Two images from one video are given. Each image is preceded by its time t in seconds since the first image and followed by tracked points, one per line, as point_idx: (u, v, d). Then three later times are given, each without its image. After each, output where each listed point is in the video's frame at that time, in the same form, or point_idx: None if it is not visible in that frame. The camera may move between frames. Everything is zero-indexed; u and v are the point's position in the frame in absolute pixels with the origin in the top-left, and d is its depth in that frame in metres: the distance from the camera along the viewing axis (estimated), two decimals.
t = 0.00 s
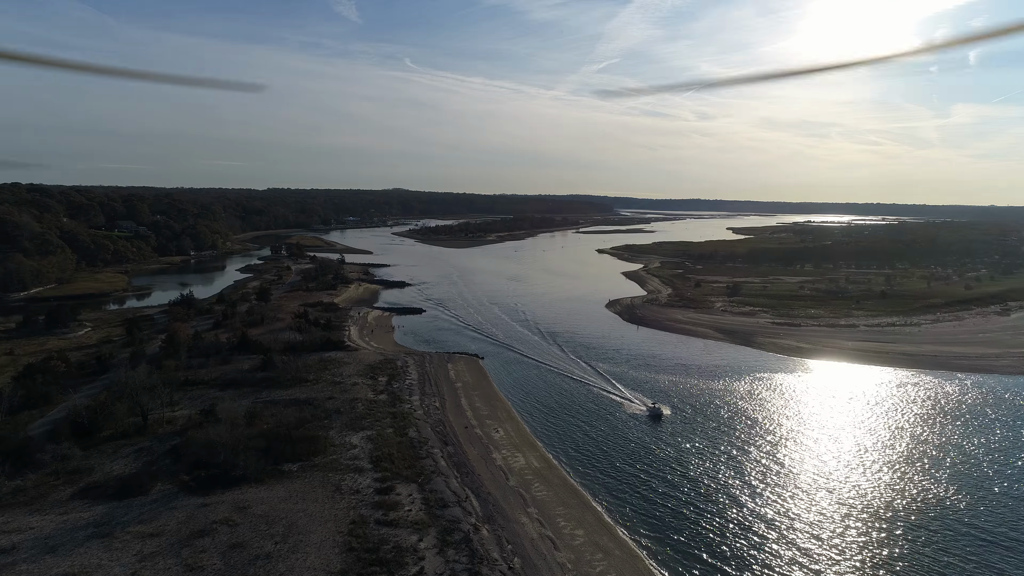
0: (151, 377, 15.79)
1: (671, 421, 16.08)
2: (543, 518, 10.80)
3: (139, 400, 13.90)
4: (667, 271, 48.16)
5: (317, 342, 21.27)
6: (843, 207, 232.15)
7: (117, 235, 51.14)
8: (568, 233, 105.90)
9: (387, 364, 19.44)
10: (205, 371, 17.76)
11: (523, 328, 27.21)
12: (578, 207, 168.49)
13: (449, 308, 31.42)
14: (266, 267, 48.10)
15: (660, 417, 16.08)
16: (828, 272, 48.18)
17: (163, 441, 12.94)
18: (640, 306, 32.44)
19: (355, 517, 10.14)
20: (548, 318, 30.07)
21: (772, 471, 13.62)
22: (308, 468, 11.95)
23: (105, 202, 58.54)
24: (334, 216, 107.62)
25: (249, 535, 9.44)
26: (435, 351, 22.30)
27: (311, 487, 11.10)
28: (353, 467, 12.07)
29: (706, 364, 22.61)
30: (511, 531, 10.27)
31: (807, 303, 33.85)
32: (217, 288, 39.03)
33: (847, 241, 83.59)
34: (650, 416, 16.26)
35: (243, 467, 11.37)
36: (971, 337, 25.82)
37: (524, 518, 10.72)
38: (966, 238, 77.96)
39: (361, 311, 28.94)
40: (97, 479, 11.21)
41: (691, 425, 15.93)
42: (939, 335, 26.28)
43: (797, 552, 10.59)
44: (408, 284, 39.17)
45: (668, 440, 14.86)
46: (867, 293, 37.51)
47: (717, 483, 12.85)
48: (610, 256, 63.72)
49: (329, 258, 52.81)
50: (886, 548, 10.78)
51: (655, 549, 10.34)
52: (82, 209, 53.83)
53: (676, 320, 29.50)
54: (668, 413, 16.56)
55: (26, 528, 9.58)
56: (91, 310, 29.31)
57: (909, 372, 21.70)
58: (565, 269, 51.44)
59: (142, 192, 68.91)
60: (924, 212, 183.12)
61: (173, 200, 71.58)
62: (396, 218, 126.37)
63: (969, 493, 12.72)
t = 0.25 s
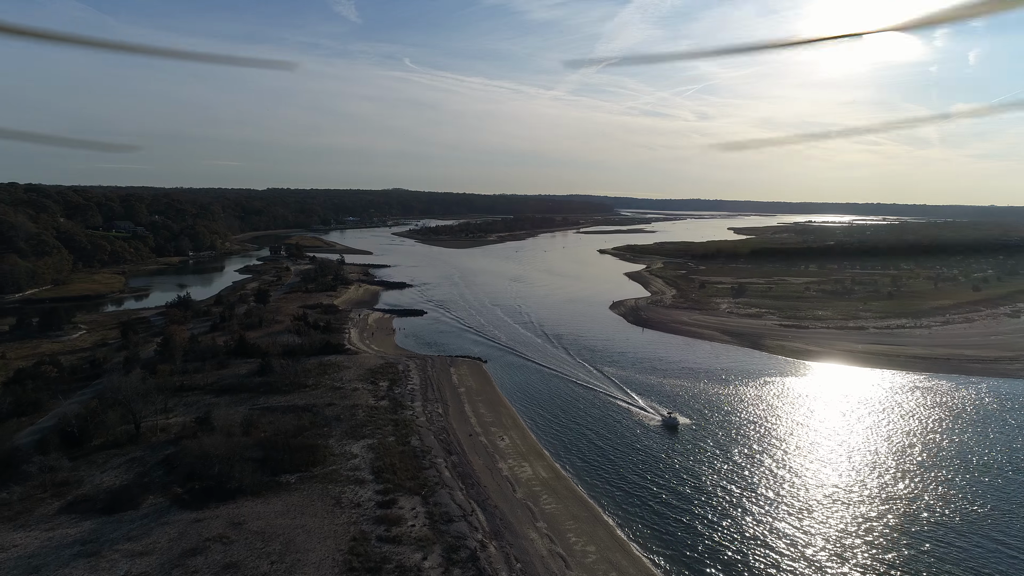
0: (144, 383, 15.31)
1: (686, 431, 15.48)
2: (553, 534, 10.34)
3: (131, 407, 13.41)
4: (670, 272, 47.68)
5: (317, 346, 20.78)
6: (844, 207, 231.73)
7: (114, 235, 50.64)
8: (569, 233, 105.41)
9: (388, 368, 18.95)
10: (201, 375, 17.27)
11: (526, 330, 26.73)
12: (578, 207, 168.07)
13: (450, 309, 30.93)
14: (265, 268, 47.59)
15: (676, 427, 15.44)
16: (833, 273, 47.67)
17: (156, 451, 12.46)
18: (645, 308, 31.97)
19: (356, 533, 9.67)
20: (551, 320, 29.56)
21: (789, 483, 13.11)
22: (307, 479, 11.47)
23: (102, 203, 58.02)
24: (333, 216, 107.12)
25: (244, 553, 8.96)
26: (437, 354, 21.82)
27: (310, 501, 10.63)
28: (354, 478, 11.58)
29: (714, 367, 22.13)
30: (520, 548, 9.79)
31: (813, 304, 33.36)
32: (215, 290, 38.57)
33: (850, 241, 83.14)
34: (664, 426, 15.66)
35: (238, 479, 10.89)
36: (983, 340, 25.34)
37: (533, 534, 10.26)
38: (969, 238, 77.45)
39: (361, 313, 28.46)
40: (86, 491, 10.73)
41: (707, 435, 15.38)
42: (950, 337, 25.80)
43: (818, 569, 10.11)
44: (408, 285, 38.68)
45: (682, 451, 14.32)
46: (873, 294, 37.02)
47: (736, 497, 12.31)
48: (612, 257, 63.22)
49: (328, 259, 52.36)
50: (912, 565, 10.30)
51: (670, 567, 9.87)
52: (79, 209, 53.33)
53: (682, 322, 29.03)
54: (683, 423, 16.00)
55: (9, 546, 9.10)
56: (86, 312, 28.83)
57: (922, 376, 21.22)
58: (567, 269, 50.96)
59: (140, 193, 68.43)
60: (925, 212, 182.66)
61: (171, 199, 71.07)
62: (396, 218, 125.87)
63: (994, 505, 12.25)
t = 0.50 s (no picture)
0: (137, 390, 14.82)
1: (704, 442, 14.82)
2: (563, 551, 9.86)
3: (122, 415, 12.92)
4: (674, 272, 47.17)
5: (316, 349, 20.30)
6: (845, 207, 231.26)
7: (111, 236, 50.14)
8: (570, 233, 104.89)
9: (389, 373, 18.47)
10: (197, 380, 16.79)
11: (530, 333, 26.23)
12: (579, 207, 167.63)
13: (451, 311, 30.45)
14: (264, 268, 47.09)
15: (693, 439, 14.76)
16: (838, 273, 47.15)
17: (148, 461, 11.98)
18: (650, 309, 31.49)
19: (356, 551, 9.17)
20: (555, 322, 29.05)
21: (807, 494, 12.62)
22: (305, 492, 10.98)
23: (100, 203, 57.52)
24: (333, 216, 106.63)
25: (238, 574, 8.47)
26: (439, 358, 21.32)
27: (308, 515, 10.13)
28: (354, 490, 11.09)
29: (723, 371, 21.63)
30: (529, 566, 9.31)
31: (820, 305, 32.83)
32: (213, 291, 38.06)
33: (853, 241, 82.70)
34: (681, 437, 14.97)
35: (233, 493, 10.40)
36: (996, 342, 24.82)
37: (542, 551, 9.78)
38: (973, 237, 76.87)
39: (361, 314, 27.96)
40: (73, 506, 10.24)
41: (723, 445, 14.78)
42: (962, 340, 25.28)
43: None
44: (409, 286, 38.18)
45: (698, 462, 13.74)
46: (881, 295, 36.50)
47: (757, 514, 11.72)
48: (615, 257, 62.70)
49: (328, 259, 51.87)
50: None
51: None
52: (77, 210, 52.85)
53: (687, 324, 28.56)
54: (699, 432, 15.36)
55: None
56: (82, 314, 28.33)
57: (936, 380, 20.70)
58: (570, 270, 50.45)
59: (139, 193, 67.97)
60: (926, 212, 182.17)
61: (170, 199, 70.60)
62: (396, 218, 125.37)
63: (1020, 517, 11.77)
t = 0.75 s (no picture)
0: (130, 396, 14.34)
1: (724, 455, 14.19)
2: (575, 569, 9.39)
3: (114, 424, 12.43)
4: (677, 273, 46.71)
5: (315, 353, 19.84)
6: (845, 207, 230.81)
7: (108, 236, 49.62)
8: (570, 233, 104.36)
9: (389, 377, 17.99)
10: (192, 386, 16.30)
11: (533, 335, 25.75)
12: (579, 207, 167.16)
13: (452, 313, 29.98)
14: (262, 269, 46.55)
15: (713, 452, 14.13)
16: (843, 274, 46.65)
17: (139, 472, 11.49)
18: (654, 311, 31.05)
19: (357, 571, 8.69)
20: (558, 324, 28.56)
21: (825, 506, 12.19)
22: (303, 505, 10.49)
23: (97, 203, 56.98)
24: (333, 216, 106.10)
25: None
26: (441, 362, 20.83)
27: (305, 532, 9.65)
28: (355, 504, 10.60)
29: (731, 375, 21.15)
30: None
31: (827, 307, 32.36)
32: (211, 292, 37.52)
33: (855, 241, 82.30)
34: (700, 450, 14.31)
35: (227, 507, 9.92)
36: (1009, 344, 24.33)
37: (553, 569, 9.32)
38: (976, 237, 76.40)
39: (361, 317, 27.46)
40: (60, 521, 9.76)
41: (743, 457, 14.19)
42: (974, 342, 24.79)
43: None
44: (410, 287, 37.68)
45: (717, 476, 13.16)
46: (887, 297, 36.01)
47: (783, 532, 11.16)
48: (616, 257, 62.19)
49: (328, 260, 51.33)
50: None
51: None
52: (73, 210, 52.31)
53: (693, 326, 28.11)
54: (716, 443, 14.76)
55: None
56: (76, 316, 27.81)
57: (949, 384, 20.21)
58: (571, 271, 49.97)
59: (137, 193, 67.48)
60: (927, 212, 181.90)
61: (168, 199, 70.07)
62: (396, 218, 124.84)
63: None
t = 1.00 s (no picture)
0: (122, 403, 13.85)
1: (746, 469, 13.60)
2: None
3: (104, 432, 11.94)
4: (680, 273, 46.27)
5: (314, 356, 19.36)
6: (846, 207, 230.49)
7: (106, 236, 49.11)
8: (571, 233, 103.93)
9: (390, 382, 17.52)
10: (188, 392, 15.82)
11: (537, 337, 25.28)
12: (580, 207, 166.70)
13: (454, 314, 29.51)
14: (261, 270, 46.04)
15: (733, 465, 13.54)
16: (848, 275, 46.17)
17: (130, 484, 11.01)
18: (659, 312, 30.56)
19: None
20: (562, 326, 28.10)
21: (844, 519, 11.73)
22: (300, 519, 10.01)
23: (95, 203, 56.47)
24: (333, 216, 105.63)
25: None
26: (443, 365, 20.36)
27: (303, 548, 9.18)
28: (355, 518, 10.12)
29: (740, 378, 20.69)
30: None
31: (834, 308, 31.88)
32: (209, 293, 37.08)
33: (858, 241, 81.86)
34: (721, 464, 13.70)
35: (221, 522, 9.43)
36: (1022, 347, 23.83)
37: None
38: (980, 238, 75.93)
39: (361, 318, 26.99)
40: (45, 537, 9.27)
41: (764, 470, 13.62)
42: (986, 345, 24.31)
43: None
44: (411, 288, 37.21)
45: (737, 490, 12.60)
46: (895, 298, 35.54)
47: (806, 549, 10.66)
48: (618, 258, 61.74)
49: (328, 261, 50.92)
50: None
51: None
52: (70, 210, 51.86)
53: (699, 328, 27.62)
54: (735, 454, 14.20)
55: None
56: (71, 318, 27.35)
57: (964, 388, 19.72)
58: (574, 271, 49.53)
59: (136, 193, 67.04)
60: (928, 213, 181.54)
61: (167, 199, 69.63)
62: (396, 218, 124.30)
63: None
